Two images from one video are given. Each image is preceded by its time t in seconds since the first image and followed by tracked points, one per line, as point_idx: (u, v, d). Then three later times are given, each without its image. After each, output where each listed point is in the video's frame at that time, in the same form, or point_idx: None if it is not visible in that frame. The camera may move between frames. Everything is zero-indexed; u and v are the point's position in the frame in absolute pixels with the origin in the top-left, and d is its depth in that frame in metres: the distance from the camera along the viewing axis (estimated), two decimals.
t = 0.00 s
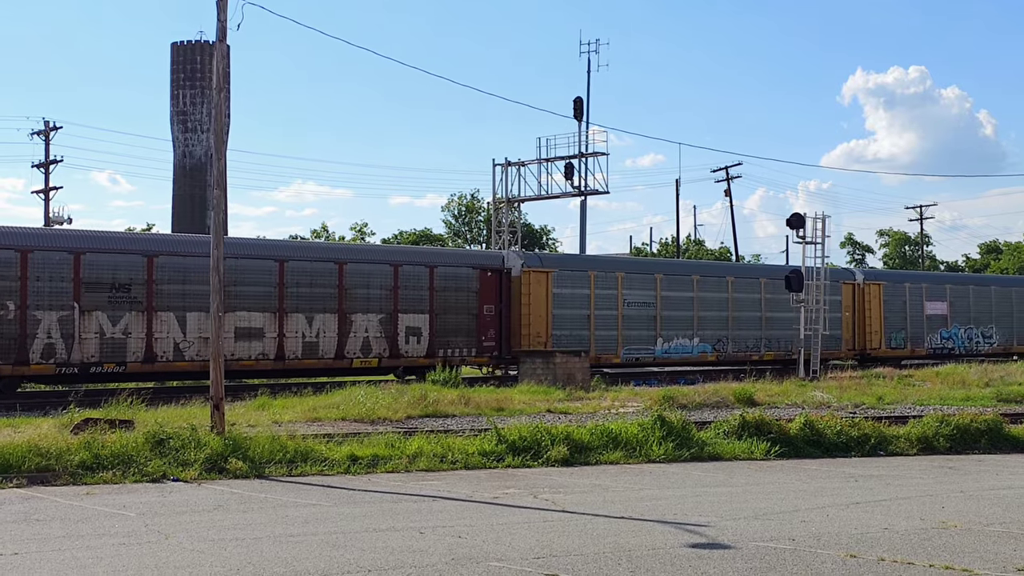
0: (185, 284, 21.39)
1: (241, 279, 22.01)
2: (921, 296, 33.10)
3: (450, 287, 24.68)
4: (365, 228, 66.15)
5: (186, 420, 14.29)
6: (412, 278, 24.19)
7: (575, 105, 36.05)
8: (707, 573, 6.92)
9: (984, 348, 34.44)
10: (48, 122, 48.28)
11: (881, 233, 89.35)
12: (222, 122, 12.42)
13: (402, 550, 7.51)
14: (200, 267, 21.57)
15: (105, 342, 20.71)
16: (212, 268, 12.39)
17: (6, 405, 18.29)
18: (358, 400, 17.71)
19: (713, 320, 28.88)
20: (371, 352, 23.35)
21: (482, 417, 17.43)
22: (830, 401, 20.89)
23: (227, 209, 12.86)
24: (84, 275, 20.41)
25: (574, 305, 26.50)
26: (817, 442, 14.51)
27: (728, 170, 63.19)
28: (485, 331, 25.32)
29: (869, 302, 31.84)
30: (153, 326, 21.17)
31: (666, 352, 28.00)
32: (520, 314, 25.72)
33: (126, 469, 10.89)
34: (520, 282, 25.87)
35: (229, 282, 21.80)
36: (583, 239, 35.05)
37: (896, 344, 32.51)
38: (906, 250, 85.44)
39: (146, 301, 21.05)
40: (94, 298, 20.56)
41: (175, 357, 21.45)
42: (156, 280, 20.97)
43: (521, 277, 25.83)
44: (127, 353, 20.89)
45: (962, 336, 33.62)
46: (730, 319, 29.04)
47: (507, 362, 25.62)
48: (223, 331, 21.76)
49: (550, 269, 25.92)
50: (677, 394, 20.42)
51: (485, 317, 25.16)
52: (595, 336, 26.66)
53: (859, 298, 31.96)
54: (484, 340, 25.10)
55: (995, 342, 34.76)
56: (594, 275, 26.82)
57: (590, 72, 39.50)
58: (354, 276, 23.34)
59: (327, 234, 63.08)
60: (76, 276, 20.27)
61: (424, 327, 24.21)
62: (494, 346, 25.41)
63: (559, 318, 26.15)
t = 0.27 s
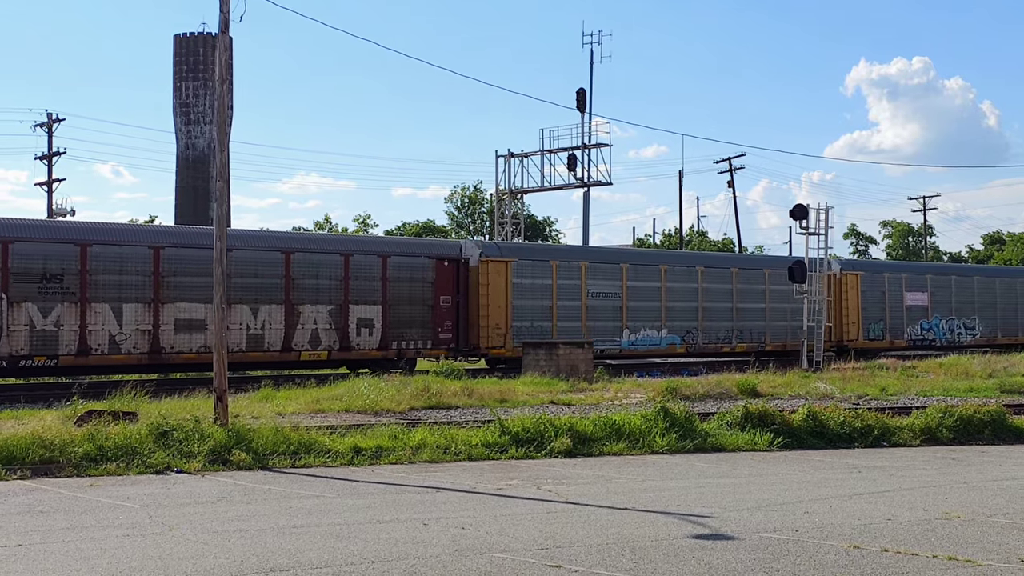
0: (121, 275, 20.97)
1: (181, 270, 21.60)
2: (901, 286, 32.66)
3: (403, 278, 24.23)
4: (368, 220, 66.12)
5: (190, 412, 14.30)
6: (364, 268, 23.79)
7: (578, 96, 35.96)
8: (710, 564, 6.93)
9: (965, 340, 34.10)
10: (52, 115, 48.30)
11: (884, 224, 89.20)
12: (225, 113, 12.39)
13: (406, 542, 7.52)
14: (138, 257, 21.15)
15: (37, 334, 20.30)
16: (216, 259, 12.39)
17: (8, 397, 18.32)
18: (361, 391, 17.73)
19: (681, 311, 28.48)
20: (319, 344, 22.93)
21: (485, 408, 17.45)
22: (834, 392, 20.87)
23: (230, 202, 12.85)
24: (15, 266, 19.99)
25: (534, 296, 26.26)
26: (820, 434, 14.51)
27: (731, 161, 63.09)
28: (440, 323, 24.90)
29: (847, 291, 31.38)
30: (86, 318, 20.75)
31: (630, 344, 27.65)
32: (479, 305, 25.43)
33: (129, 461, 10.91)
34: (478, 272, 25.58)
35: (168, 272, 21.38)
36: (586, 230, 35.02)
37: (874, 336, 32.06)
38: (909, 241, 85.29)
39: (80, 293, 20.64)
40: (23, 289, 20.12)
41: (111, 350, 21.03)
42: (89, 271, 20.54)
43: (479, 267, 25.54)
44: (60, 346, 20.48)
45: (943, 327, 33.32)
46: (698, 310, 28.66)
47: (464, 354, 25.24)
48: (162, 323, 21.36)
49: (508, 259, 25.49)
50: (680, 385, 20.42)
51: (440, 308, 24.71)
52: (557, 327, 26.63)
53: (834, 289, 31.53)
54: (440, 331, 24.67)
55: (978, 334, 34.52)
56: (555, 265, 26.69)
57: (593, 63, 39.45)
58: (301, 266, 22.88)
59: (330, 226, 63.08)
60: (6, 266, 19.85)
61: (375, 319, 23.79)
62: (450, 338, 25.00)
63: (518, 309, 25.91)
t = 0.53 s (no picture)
0: (53, 267, 19.95)
1: (116, 261, 20.59)
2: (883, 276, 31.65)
3: (354, 270, 23.18)
4: (372, 213, 66.11)
5: (194, 405, 14.34)
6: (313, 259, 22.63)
7: (582, 88, 35.87)
8: (715, 556, 6.92)
9: (947, 332, 33.18)
10: (55, 108, 48.24)
11: (888, 215, 89.01)
12: (228, 106, 12.36)
13: (410, 534, 7.53)
14: (71, 247, 20.14)
15: None
16: (220, 253, 12.39)
17: (14, 390, 18.36)
18: (365, 384, 17.74)
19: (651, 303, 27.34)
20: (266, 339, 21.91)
21: (490, 401, 17.45)
22: (838, 384, 20.85)
23: (233, 196, 12.84)
24: None
25: (495, 288, 25.03)
26: (824, 425, 14.49)
27: (735, 153, 62.87)
28: (395, 316, 23.81)
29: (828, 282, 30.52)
30: (17, 311, 19.74)
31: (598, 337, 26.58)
32: (436, 298, 24.29)
33: (134, 454, 10.93)
34: (435, 264, 24.38)
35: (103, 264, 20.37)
36: (590, 223, 34.98)
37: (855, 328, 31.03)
38: (913, 233, 85.09)
39: (8, 285, 19.63)
40: None
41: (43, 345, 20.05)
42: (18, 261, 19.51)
43: (435, 258, 24.34)
44: None
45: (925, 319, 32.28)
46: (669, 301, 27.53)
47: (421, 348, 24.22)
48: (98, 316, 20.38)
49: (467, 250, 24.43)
50: (684, 377, 20.42)
51: (395, 301, 23.67)
52: (519, 320, 25.37)
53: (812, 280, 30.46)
54: (394, 325, 23.66)
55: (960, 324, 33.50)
56: (518, 255, 25.41)
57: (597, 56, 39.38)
58: (246, 257, 21.79)
59: (334, 219, 63.06)
60: None
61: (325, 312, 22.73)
62: (406, 332, 23.94)
63: (478, 302, 24.68)
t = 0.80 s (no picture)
0: None
1: (49, 258, 19.82)
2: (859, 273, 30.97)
3: (300, 267, 22.43)
4: (374, 210, 66.09)
5: (196, 403, 14.34)
6: (257, 256, 21.91)
7: (584, 86, 35.86)
8: (717, 553, 6.92)
9: (926, 330, 32.41)
10: (58, 107, 48.25)
11: (891, 212, 88.89)
12: (230, 105, 12.37)
13: (413, 531, 7.54)
14: None
15: None
16: (222, 251, 12.40)
17: (17, 389, 18.39)
18: (368, 381, 17.76)
19: (614, 300, 26.58)
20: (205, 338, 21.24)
21: (492, 398, 17.43)
22: (840, 381, 20.83)
23: (236, 194, 12.85)
24: None
25: (451, 285, 24.32)
26: (827, 422, 14.48)
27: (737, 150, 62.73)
28: (344, 314, 23.10)
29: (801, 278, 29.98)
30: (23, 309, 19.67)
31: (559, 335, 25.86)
32: (388, 296, 23.60)
33: (137, 452, 10.95)
34: (386, 260, 23.65)
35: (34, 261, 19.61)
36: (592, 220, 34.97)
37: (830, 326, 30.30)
38: (916, 230, 84.97)
39: None
40: None
41: None
42: None
43: (387, 255, 23.61)
44: None
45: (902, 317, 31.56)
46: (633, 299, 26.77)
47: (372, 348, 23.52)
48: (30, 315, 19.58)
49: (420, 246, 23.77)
50: (686, 374, 20.43)
51: (344, 299, 22.97)
52: (476, 318, 24.67)
53: (785, 277, 29.79)
54: (343, 323, 22.97)
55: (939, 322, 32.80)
56: (475, 252, 24.70)
57: (599, 53, 39.40)
58: (185, 254, 21.14)
59: (335, 217, 63.03)
60: None
61: (270, 311, 22.02)
62: (356, 331, 23.23)
63: (432, 300, 24.00)
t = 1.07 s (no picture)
0: None
1: None
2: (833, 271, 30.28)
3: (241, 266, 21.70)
4: (375, 210, 66.06)
5: (197, 403, 14.34)
6: (196, 253, 21.37)
7: (586, 85, 35.86)
8: (719, 553, 6.92)
9: (904, 330, 31.53)
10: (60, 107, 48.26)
11: (892, 211, 88.79)
12: (231, 104, 12.37)
13: (415, 531, 7.53)
14: None
15: None
16: (224, 251, 12.40)
17: (19, 389, 18.41)
18: (369, 381, 17.77)
19: (575, 300, 26.04)
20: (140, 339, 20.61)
21: (493, 398, 17.42)
22: (842, 380, 20.82)
23: (237, 194, 12.86)
24: None
25: (403, 285, 23.70)
26: (828, 422, 14.48)
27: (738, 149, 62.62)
28: (289, 314, 22.33)
29: (771, 275, 29.26)
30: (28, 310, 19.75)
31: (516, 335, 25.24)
32: (336, 296, 22.92)
33: (139, 452, 10.96)
34: (334, 259, 22.99)
35: None
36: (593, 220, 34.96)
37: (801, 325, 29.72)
38: (917, 229, 84.87)
39: None
40: None
41: None
42: None
43: (335, 253, 22.95)
44: None
45: (877, 317, 30.83)
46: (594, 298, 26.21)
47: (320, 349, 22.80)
48: None
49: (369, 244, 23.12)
50: (687, 374, 20.41)
51: (289, 298, 22.24)
52: (429, 318, 24.05)
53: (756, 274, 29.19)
54: (288, 324, 22.20)
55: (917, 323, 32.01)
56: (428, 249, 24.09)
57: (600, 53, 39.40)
58: (119, 252, 20.53)
59: (336, 216, 63.01)
60: None
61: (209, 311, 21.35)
62: (302, 331, 22.45)
63: (382, 299, 23.39)
